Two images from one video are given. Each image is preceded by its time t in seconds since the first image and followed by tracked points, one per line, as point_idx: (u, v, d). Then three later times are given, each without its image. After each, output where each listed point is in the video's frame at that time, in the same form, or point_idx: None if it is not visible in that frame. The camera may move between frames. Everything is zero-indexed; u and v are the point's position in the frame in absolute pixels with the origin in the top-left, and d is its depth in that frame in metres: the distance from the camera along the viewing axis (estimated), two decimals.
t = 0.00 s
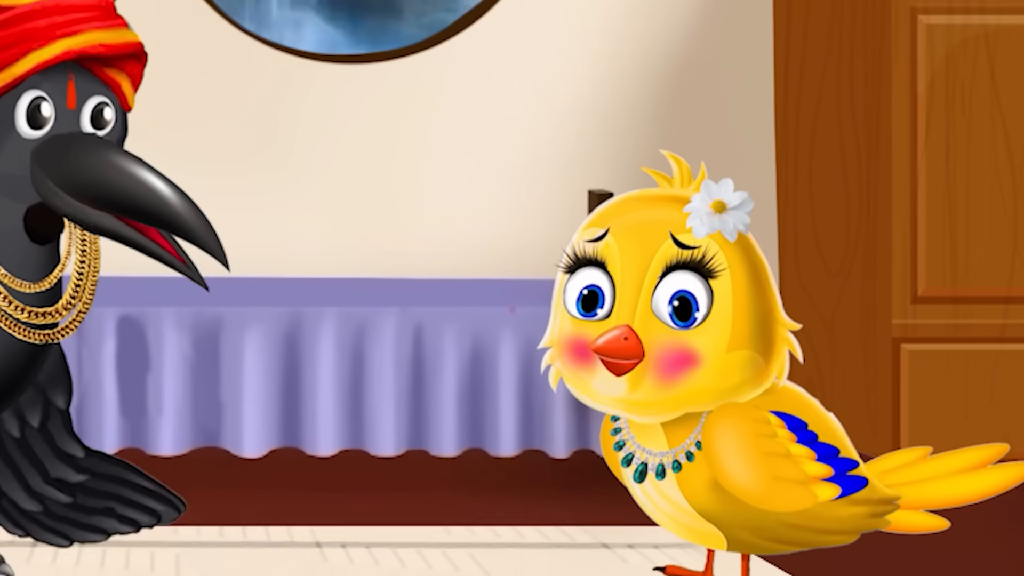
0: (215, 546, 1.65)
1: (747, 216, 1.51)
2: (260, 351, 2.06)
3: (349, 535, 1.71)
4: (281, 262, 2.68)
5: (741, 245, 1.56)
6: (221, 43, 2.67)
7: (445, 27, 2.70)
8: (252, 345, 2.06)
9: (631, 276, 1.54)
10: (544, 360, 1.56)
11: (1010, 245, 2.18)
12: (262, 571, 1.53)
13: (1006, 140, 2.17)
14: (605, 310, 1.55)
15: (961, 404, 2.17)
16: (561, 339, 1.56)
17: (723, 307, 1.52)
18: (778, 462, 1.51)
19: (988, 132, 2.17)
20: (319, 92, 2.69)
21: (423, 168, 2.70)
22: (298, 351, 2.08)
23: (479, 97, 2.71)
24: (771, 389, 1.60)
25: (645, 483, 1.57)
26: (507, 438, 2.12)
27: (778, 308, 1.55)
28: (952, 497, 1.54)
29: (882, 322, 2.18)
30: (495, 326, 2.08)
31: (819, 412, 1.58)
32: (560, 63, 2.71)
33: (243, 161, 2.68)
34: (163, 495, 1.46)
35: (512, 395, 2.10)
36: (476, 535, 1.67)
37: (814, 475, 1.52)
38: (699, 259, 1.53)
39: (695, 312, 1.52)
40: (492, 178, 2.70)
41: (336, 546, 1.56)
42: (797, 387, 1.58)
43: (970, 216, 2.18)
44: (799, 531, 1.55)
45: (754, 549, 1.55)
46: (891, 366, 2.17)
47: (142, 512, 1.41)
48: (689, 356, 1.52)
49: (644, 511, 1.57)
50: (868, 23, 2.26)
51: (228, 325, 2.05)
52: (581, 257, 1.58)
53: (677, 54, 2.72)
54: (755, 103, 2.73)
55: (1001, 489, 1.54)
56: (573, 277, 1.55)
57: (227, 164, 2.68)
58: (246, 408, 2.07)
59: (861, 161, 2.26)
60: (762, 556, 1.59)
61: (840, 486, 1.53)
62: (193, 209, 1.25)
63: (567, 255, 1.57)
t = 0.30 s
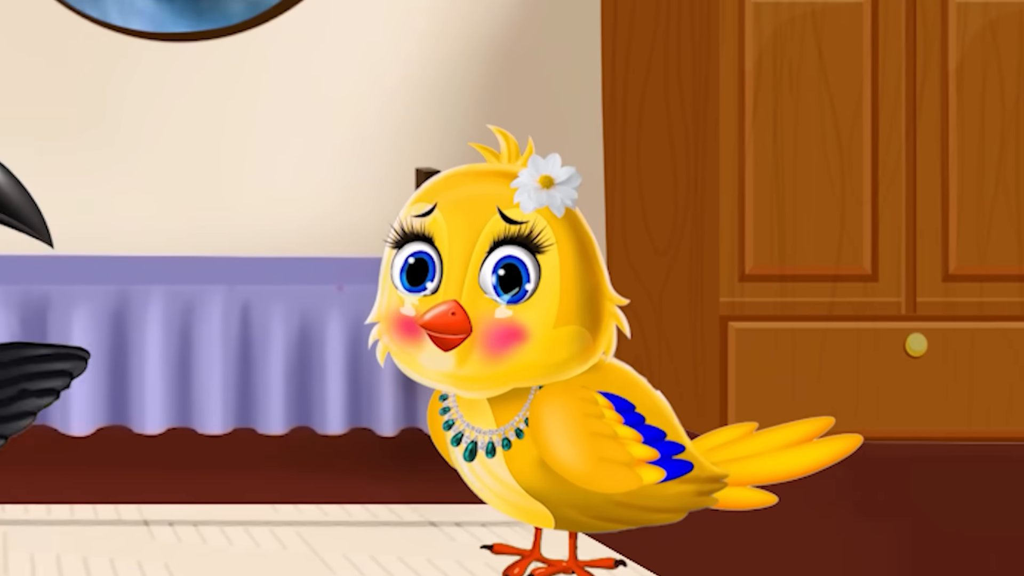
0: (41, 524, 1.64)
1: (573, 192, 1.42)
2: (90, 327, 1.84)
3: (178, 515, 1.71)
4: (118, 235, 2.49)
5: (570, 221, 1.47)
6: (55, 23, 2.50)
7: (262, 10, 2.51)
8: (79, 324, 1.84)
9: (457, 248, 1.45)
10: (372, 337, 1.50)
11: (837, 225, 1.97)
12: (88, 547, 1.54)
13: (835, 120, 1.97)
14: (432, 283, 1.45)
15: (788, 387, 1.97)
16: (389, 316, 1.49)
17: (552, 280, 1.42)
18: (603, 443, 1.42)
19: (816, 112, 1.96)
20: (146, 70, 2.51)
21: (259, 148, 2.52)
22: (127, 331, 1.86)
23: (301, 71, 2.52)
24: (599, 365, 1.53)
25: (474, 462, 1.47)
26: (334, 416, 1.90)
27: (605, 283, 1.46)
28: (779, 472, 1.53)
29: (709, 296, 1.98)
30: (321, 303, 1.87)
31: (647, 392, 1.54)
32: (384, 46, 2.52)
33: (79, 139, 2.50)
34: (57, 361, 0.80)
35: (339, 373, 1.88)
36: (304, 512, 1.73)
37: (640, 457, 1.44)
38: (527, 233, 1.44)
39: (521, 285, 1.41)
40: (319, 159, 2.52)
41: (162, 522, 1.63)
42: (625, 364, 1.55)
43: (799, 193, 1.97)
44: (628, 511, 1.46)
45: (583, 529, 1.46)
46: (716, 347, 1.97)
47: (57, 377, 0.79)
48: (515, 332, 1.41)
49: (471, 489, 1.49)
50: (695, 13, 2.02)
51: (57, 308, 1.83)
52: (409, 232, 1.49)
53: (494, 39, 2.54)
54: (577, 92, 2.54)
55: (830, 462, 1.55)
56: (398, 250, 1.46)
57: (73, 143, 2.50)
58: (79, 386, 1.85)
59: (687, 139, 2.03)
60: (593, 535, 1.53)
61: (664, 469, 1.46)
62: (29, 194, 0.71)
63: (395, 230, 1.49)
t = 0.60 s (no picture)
0: None
1: (516, 182, 1.27)
2: (33, 322, 1.80)
3: (121, 506, 1.72)
4: (55, 228, 2.31)
5: (514, 211, 1.33)
6: None
7: None
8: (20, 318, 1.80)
9: (400, 239, 1.29)
10: (314, 327, 1.35)
11: (780, 217, 1.97)
12: (31, 540, 1.55)
13: (777, 112, 1.96)
14: (375, 274, 1.30)
15: (731, 379, 1.97)
16: (331, 306, 1.33)
17: (497, 271, 1.28)
18: (544, 437, 1.30)
19: (758, 103, 1.96)
20: (90, 63, 2.34)
21: (222, 139, 2.35)
22: (70, 325, 1.82)
23: (247, 63, 2.35)
24: (540, 357, 1.39)
25: (415, 454, 1.35)
26: (276, 408, 1.85)
27: (550, 274, 1.31)
28: (721, 465, 1.40)
29: (651, 291, 1.99)
30: (264, 296, 1.84)
31: (590, 384, 1.41)
32: (332, 36, 2.36)
33: (15, 131, 2.32)
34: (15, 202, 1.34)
35: (280, 366, 1.84)
36: (247, 504, 1.74)
37: (580, 453, 1.31)
38: (470, 224, 1.28)
39: (464, 277, 1.27)
40: (263, 152, 2.35)
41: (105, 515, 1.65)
42: (567, 357, 1.40)
43: (740, 184, 1.97)
44: (571, 503, 1.35)
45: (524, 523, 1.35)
46: (658, 339, 1.98)
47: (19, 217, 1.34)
48: (458, 323, 1.28)
49: (413, 480, 1.36)
50: (638, 8, 2.01)
51: None
52: (350, 223, 1.33)
53: (439, 25, 2.38)
54: (528, 82, 2.39)
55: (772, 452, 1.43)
56: (342, 239, 1.33)
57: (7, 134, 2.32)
58: (21, 381, 1.81)
59: (631, 137, 2.00)
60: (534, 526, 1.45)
61: (606, 464, 1.33)
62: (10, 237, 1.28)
63: (337, 218, 1.35)
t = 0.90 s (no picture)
0: None
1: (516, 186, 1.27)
2: (32, 320, 1.80)
3: (121, 506, 1.72)
4: (55, 228, 2.31)
5: (513, 215, 1.33)
6: None
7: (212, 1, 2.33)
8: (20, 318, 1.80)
9: (399, 244, 1.29)
10: (314, 330, 1.36)
11: (780, 217, 1.97)
12: (31, 540, 1.55)
13: (777, 112, 1.96)
14: (374, 279, 1.30)
15: (731, 380, 1.97)
16: (331, 310, 1.33)
17: (496, 276, 1.28)
18: (545, 434, 1.29)
19: (757, 103, 1.96)
20: (90, 63, 2.34)
21: (224, 138, 2.35)
22: (70, 324, 1.82)
23: (247, 64, 2.35)
24: (541, 358, 1.40)
25: (416, 454, 1.35)
26: (276, 408, 1.85)
27: (549, 278, 1.32)
28: (720, 468, 1.41)
29: (651, 291, 1.99)
30: (264, 296, 1.84)
31: (591, 384, 1.42)
32: (332, 36, 2.36)
33: (15, 131, 2.32)
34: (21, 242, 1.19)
35: (280, 366, 1.84)
36: (247, 504, 1.74)
37: (583, 447, 1.31)
38: (470, 229, 1.28)
39: (463, 282, 1.27)
40: (263, 153, 2.35)
41: (105, 514, 1.65)
42: (567, 357, 1.42)
43: (740, 183, 1.97)
44: (571, 503, 1.35)
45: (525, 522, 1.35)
46: (658, 339, 1.98)
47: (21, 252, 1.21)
48: (458, 328, 1.28)
49: (413, 480, 1.36)
50: (638, 8, 2.01)
51: None
52: (351, 228, 1.34)
53: (439, 26, 2.38)
54: (527, 83, 2.39)
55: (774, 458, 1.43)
56: (342, 243, 1.34)
57: (6, 135, 2.32)
58: (22, 381, 1.81)
59: (630, 137, 2.00)
60: (534, 525, 1.44)
61: (609, 457, 1.33)
62: None
63: (337, 223, 1.35)
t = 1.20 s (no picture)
0: None
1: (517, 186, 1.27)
2: (33, 318, 1.79)
3: (121, 506, 1.72)
4: (56, 228, 2.31)
5: (513, 214, 1.33)
6: None
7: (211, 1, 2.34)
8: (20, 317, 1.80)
9: (400, 243, 1.29)
10: (315, 330, 1.36)
11: (780, 216, 1.97)
12: (31, 540, 1.55)
13: (777, 112, 1.96)
14: (374, 278, 1.30)
15: (730, 379, 1.97)
16: (331, 310, 1.34)
17: (496, 276, 1.28)
18: (545, 434, 1.30)
19: (757, 102, 1.96)
20: (90, 63, 2.33)
21: (225, 137, 2.35)
22: (71, 322, 1.82)
23: (246, 64, 2.35)
24: (541, 357, 1.40)
25: (417, 455, 1.35)
26: (276, 408, 1.85)
27: (549, 276, 1.32)
28: (721, 468, 1.41)
29: (651, 292, 1.99)
30: (264, 296, 1.84)
31: (589, 383, 1.42)
32: (332, 36, 2.36)
33: (15, 130, 2.32)
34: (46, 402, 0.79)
35: (280, 366, 1.84)
36: (247, 504, 1.74)
37: (583, 447, 1.32)
38: (470, 228, 1.28)
39: (464, 280, 1.27)
40: (263, 153, 2.35)
41: (105, 514, 1.65)
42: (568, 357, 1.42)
43: (740, 183, 1.97)
44: (572, 503, 1.35)
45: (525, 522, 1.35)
46: (658, 339, 1.98)
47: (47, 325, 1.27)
48: (458, 328, 1.28)
49: (413, 480, 1.36)
50: (638, 8, 2.00)
51: None
52: (351, 227, 1.34)
53: (439, 27, 2.38)
54: (526, 84, 2.39)
55: (772, 458, 1.43)
56: (342, 242, 1.34)
57: (5, 134, 2.32)
58: (22, 381, 1.80)
59: (630, 135, 2.00)
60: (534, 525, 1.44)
61: (608, 459, 1.33)
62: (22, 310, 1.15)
63: (337, 223, 1.35)
